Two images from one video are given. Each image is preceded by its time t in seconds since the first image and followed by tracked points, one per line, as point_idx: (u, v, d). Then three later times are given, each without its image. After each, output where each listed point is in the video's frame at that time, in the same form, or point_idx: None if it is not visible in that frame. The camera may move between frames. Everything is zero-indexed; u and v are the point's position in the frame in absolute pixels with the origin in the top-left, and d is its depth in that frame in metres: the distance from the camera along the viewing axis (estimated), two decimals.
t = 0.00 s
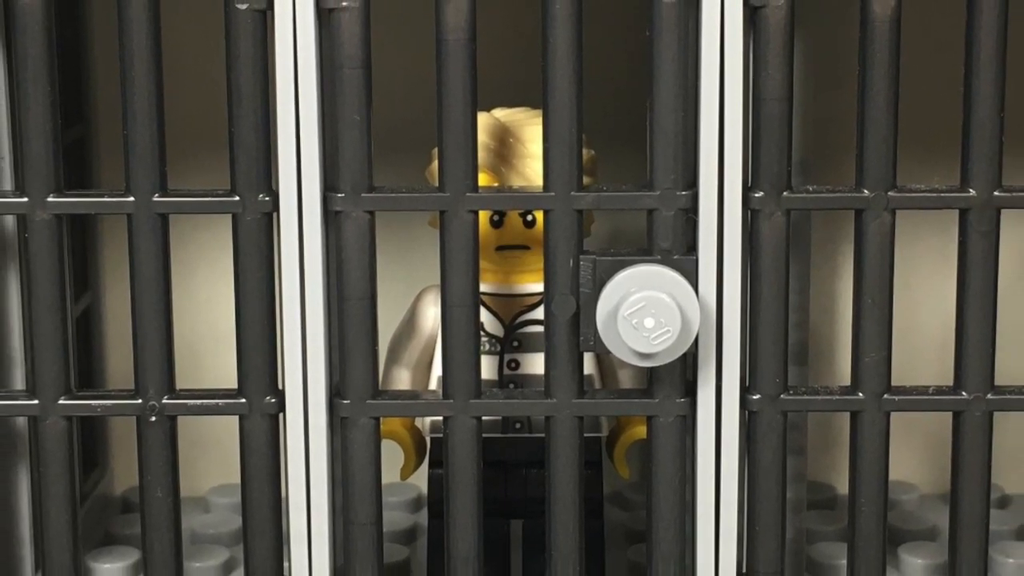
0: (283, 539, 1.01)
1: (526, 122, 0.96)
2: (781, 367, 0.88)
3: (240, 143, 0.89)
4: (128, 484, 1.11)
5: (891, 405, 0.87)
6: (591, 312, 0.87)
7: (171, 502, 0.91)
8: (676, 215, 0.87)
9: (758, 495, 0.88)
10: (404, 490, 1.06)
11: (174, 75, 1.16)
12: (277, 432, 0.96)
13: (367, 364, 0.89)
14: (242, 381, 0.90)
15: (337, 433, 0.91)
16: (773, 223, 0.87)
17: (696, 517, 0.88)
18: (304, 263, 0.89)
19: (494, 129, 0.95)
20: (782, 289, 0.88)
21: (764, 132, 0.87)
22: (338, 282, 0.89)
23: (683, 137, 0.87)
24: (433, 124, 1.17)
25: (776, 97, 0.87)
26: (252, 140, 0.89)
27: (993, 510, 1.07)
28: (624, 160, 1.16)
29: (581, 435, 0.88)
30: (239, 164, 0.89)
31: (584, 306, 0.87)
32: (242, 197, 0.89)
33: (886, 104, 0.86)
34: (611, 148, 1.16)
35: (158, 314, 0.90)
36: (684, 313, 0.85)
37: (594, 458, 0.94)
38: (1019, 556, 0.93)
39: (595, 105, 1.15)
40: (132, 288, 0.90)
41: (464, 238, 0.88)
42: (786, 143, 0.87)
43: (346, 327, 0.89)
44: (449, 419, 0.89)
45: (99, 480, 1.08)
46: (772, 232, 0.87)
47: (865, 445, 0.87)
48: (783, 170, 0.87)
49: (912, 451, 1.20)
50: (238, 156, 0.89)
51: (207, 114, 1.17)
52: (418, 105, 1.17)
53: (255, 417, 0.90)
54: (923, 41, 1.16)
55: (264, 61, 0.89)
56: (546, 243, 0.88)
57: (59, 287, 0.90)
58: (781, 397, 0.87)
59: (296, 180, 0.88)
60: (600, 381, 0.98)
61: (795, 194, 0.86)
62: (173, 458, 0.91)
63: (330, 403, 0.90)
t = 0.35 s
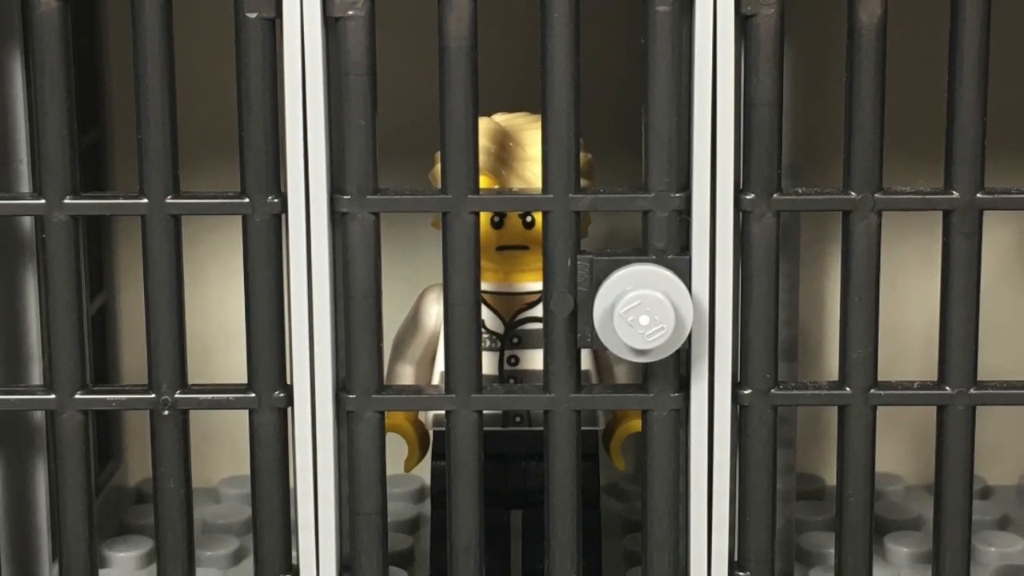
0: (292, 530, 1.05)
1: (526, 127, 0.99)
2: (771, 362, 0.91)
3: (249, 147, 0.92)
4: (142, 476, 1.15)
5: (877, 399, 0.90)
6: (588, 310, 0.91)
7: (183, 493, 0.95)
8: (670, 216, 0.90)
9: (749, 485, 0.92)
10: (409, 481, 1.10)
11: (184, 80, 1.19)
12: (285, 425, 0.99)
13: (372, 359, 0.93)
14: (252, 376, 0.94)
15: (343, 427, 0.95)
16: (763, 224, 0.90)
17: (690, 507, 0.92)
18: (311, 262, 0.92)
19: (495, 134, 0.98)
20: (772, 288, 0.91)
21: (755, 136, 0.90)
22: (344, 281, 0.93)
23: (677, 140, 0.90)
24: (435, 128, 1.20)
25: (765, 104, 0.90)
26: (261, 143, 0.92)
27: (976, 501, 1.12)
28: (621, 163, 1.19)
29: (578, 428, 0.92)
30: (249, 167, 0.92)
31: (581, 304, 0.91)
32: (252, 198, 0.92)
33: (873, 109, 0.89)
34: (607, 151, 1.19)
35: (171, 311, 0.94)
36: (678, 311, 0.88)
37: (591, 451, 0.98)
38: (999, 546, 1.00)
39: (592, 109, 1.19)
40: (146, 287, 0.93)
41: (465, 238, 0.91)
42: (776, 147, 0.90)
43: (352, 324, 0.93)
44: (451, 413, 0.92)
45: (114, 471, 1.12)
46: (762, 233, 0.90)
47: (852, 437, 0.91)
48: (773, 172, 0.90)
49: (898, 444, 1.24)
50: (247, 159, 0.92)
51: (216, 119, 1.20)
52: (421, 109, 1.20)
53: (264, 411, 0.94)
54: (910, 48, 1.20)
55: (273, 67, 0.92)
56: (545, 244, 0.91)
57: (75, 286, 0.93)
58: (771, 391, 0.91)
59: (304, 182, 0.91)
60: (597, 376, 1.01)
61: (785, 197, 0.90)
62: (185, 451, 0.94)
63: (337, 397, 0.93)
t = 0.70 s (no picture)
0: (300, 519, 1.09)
1: (525, 132, 1.03)
2: (762, 358, 0.94)
3: (258, 150, 0.95)
4: (155, 467, 1.18)
5: (865, 394, 0.94)
6: (585, 308, 0.94)
7: (195, 484, 0.98)
8: (665, 217, 0.93)
9: (741, 477, 0.95)
10: (413, 473, 1.13)
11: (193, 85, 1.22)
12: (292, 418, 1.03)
13: (377, 355, 0.96)
14: (261, 372, 0.97)
15: (349, 421, 0.98)
16: (755, 225, 0.93)
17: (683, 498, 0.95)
18: (319, 261, 0.95)
19: (495, 137, 1.02)
20: (763, 286, 0.94)
21: (748, 140, 0.93)
22: (350, 280, 0.96)
23: (671, 144, 0.93)
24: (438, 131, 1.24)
25: (757, 108, 0.93)
26: (270, 146, 0.95)
27: (960, 492, 1.16)
28: (619, 165, 1.23)
29: (576, 421, 0.95)
30: (258, 169, 0.95)
31: (579, 302, 0.94)
32: (261, 200, 0.95)
33: (861, 114, 0.92)
34: (605, 153, 1.23)
35: (182, 309, 0.97)
36: (672, 309, 0.92)
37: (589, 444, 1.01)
38: (981, 536, 1.04)
39: (591, 113, 1.22)
40: (158, 286, 0.97)
41: (467, 238, 0.94)
42: (767, 150, 0.93)
43: (358, 321, 0.96)
44: (454, 407, 0.95)
45: (127, 464, 1.15)
46: (754, 233, 0.94)
47: (840, 430, 0.94)
48: (764, 175, 0.93)
49: (888, 438, 1.28)
50: (257, 162, 0.95)
51: (225, 123, 1.24)
52: (424, 113, 1.23)
53: (273, 405, 0.97)
54: (899, 54, 1.24)
55: (281, 73, 0.95)
56: (544, 243, 0.94)
57: (90, 284, 0.96)
58: (762, 386, 0.94)
59: (311, 185, 0.95)
60: (594, 371, 1.05)
61: (775, 198, 0.93)
62: (197, 443, 0.98)
63: (343, 392, 0.97)
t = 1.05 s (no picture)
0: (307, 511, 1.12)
1: (524, 135, 1.06)
2: (754, 354, 0.98)
3: (267, 153, 0.98)
4: (167, 460, 1.22)
5: (853, 388, 0.97)
6: (583, 306, 0.97)
7: (205, 476, 1.01)
8: (660, 218, 0.97)
9: (733, 469, 0.99)
10: (416, 465, 1.17)
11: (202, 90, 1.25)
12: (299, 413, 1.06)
13: (381, 351, 0.99)
14: (269, 367, 1.00)
15: (354, 415, 1.01)
16: (746, 226, 0.97)
17: (678, 489, 0.98)
18: (325, 261, 0.99)
19: (495, 141, 1.05)
20: (755, 285, 0.97)
21: (740, 143, 0.96)
22: (355, 279, 0.99)
23: (665, 147, 0.97)
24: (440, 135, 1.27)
25: (748, 113, 0.96)
26: (278, 150, 0.98)
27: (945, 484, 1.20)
28: (616, 167, 1.26)
29: (573, 415, 0.98)
30: (267, 172, 0.98)
31: (577, 300, 0.97)
32: (269, 202, 0.98)
33: (849, 118, 0.96)
34: (603, 156, 1.26)
35: (193, 307, 1.00)
36: (667, 307, 0.95)
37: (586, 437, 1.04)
38: (965, 526, 1.07)
39: (589, 117, 1.26)
40: (170, 285, 1.00)
41: (469, 239, 0.97)
42: (758, 153, 0.96)
43: (363, 319, 0.99)
44: (455, 402, 0.99)
45: (140, 457, 1.19)
46: (746, 234, 0.97)
47: (829, 424, 0.97)
48: (756, 177, 0.96)
49: (879, 433, 1.31)
50: (265, 165, 0.98)
51: (233, 127, 1.27)
52: (427, 117, 1.27)
53: (280, 400, 1.00)
54: (889, 60, 1.27)
55: (289, 79, 0.98)
56: (543, 243, 0.98)
57: (105, 283, 1.00)
58: (754, 381, 0.98)
59: (318, 187, 0.98)
60: (592, 367, 1.08)
61: (766, 200, 0.96)
62: (207, 437, 1.01)
63: (348, 387, 1.00)
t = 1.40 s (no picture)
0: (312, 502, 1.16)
1: (524, 139, 1.10)
2: (746, 350, 1.01)
3: (275, 156, 1.01)
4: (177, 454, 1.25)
5: (842, 384, 1.00)
6: (580, 303, 1.00)
7: (215, 468, 1.05)
8: (655, 219, 1.00)
9: (726, 462, 1.02)
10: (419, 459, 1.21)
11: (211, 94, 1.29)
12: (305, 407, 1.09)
13: (385, 348, 1.02)
14: (277, 363, 1.04)
15: (360, 409, 1.05)
16: (739, 227, 1.00)
17: (672, 481, 1.02)
18: (331, 260, 1.02)
19: (495, 144, 1.09)
20: (747, 284, 1.01)
21: (732, 146, 0.99)
22: (360, 278, 1.03)
23: (661, 150, 1.00)
24: (442, 138, 1.30)
25: (740, 117, 0.99)
26: (285, 153, 1.01)
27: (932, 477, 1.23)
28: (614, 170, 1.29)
29: (571, 409, 1.02)
30: (274, 174, 1.01)
31: (575, 298, 1.00)
32: (277, 203, 1.01)
33: (838, 122, 0.99)
34: (600, 159, 1.29)
35: (203, 304, 1.03)
36: (662, 306, 0.98)
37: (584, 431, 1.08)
38: (952, 517, 1.11)
39: (587, 121, 1.29)
40: (181, 283, 1.03)
41: (470, 239, 1.01)
42: (750, 156, 0.99)
43: (368, 317, 1.02)
44: (457, 397, 1.02)
45: (151, 451, 1.22)
46: (739, 234, 1.00)
47: (818, 418, 1.01)
48: (748, 179, 0.99)
49: (870, 428, 1.35)
50: (273, 168, 1.01)
51: (240, 130, 1.31)
52: (429, 121, 1.30)
53: (288, 394, 1.03)
54: (879, 65, 1.30)
55: (297, 84, 1.01)
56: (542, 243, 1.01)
57: (118, 282, 1.03)
58: (746, 377, 1.01)
59: (324, 189, 1.01)
60: (589, 363, 1.11)
61: (758, 201, 0.99)
62: (217, 430, 1.04)
63: (353, 382, 1.03)
